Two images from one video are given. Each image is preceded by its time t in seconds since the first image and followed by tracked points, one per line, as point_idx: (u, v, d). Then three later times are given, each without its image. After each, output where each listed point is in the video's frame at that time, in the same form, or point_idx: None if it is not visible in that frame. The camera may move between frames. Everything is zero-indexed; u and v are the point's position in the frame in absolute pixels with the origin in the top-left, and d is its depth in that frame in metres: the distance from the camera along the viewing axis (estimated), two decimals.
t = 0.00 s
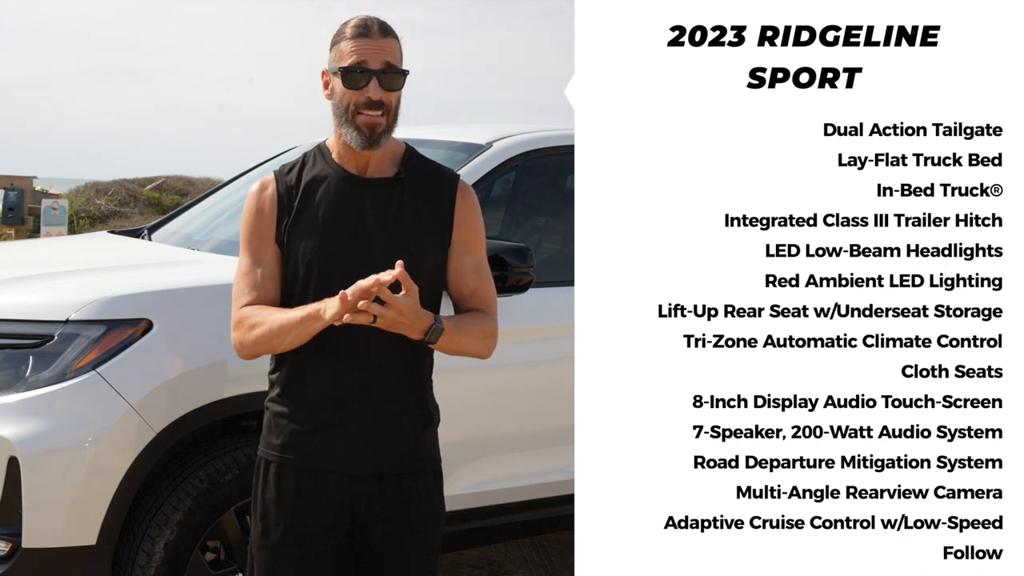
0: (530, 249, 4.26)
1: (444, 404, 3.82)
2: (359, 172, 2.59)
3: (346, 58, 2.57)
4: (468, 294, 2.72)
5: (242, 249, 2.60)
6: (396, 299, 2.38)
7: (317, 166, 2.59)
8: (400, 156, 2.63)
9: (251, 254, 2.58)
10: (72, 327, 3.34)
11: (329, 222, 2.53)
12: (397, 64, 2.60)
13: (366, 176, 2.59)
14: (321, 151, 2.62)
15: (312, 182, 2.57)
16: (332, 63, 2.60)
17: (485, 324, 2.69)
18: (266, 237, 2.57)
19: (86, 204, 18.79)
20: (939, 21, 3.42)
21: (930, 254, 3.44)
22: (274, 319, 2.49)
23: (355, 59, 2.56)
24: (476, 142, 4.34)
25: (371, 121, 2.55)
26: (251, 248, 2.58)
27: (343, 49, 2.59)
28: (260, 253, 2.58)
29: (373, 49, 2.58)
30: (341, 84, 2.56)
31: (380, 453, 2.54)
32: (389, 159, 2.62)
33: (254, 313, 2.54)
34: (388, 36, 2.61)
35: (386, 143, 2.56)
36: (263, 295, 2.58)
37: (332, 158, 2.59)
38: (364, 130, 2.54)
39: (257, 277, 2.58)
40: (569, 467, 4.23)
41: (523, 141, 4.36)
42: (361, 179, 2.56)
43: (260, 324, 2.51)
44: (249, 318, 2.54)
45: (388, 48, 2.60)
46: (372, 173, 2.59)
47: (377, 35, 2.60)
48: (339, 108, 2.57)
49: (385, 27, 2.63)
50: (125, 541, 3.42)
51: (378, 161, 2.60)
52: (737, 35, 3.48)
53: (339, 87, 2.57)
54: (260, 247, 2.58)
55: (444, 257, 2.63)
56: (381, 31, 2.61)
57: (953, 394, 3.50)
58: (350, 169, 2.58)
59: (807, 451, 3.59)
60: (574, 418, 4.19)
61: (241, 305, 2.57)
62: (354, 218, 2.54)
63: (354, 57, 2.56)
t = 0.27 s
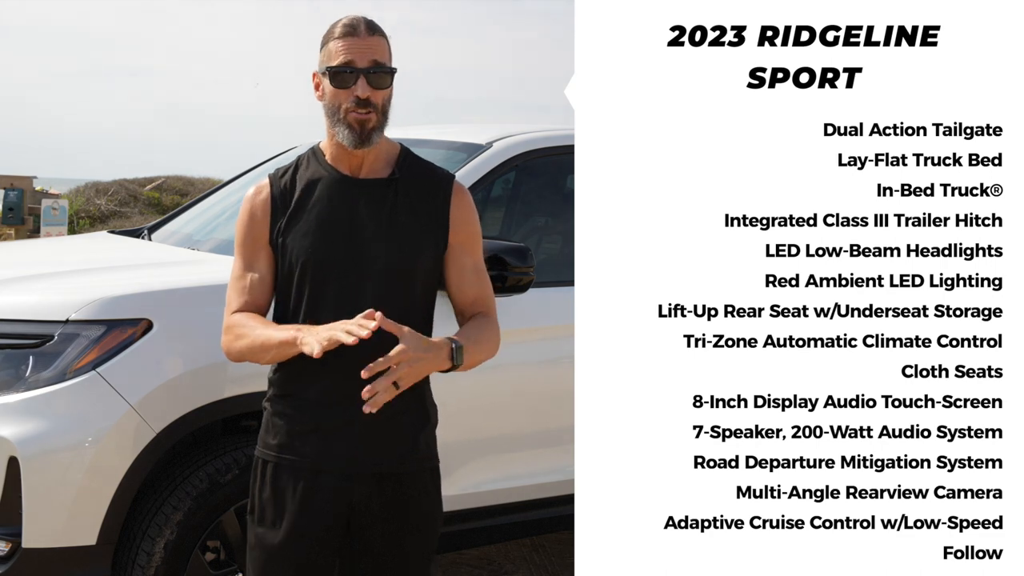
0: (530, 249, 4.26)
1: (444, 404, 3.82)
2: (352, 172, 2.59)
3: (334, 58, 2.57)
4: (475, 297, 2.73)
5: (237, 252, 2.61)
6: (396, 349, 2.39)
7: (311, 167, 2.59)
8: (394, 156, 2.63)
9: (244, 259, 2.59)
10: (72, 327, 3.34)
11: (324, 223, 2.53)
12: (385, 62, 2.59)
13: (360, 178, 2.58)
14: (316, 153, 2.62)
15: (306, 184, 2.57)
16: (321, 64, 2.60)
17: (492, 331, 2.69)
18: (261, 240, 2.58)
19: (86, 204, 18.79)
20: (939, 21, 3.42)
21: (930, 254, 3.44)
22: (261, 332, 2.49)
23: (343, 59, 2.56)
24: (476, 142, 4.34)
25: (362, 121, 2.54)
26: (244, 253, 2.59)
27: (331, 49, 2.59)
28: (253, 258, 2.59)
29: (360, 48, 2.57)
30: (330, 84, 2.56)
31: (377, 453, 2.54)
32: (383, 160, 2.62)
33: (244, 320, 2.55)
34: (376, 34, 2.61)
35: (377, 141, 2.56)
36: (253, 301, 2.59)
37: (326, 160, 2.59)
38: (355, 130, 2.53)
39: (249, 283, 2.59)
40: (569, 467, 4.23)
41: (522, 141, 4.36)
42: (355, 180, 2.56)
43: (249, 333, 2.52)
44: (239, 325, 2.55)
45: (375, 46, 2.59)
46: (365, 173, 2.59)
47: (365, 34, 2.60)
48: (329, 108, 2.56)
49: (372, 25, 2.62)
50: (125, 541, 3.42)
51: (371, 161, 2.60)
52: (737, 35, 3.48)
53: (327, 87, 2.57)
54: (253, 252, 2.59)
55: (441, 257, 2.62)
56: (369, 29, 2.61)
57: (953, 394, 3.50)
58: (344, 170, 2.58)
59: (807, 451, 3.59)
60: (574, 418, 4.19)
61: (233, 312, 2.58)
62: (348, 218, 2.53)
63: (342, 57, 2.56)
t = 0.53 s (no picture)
0: (530, 249, 4.26)
1: (444, 404, 3.82)
2: (352, 166, 2.58)
3: (336, 50, 2.58)
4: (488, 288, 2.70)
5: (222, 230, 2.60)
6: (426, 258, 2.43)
7: (311, 161, 2.58)
8: (395, 152, 2.63)
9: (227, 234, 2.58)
10: (72, 326, 3.34)
11: (323, 219, 2.52)
12: (386, 52, 2.60)
13: (358, 171, 2.58)
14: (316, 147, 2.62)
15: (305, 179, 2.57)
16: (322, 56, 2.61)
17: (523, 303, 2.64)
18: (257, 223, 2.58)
19: (86, 204, 18.79)
20: (939, 21, 3.42)
21: (930, 254, 3.44)
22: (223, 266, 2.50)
23: (344, 50, 2.57)
24: (476, 142, 4.34)
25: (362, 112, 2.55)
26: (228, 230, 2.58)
27: (333, 41, 2.61)
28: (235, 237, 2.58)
29: (361, 39, 2.59)
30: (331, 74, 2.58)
31: (377, 452, 2.54)
32: (382, 155, 2.61)
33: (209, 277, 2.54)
34: (377, 26, 2.62)
35: (378, 132, 2.56)
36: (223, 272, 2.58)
37: (327, 155, 2.59)
38: (355, 120, 2.54)
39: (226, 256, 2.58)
40: (569, 467, 4.23)
41: (522, 141, 4.36)
42: (355, 175, 2.56)
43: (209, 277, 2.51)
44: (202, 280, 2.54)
45: (376, 37, 2.60)
46: (365, 168, 2.59)
47: (366, 25, 2.61)
48: (331, 99, 2.57)
49: (374, 19, 2.64)
50: (125, 541, 3.42)
51: (372, 155, 2.59)
52: (737, 36, 3.49)
53: (329, 77, 2.58)
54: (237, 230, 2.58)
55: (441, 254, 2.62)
56: (371, 23, 2.62)
57: (953, 393, 3.50)
58: (344, 165, 2.58)
59: (807, 451, 3.59)
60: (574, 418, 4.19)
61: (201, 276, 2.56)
62: (347, 214, 2.53)
63: (343, 47, 2.58)
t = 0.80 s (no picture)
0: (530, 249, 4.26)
1: (444, 403, 3.82)
2: (354, 166, 2.60)
3: (346, 51, 2.58)
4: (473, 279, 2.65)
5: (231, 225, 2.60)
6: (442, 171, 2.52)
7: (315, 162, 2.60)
8: (397, 154, 2.65)
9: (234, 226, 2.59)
10: (72, 327, 3.34)
11: (324, 218, 2.52)
12: (396, 57, 2.59)
13: (361, 171, 2.59)
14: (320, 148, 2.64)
15: (308, 180, 2.58)
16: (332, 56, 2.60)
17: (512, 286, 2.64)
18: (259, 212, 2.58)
19: (86, 204, 18.79)
20: (939, 21, 3.42)
21: (930, 254, 3.44)
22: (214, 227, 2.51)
23: (354, 51, 2.56)
24: (476, 142, 4.34)
25: (367, 115, 2.54)
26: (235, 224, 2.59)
27: (344, 41, 2.60)
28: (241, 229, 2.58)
29: (372, 42, 2.57)
30: (339, 74, 2.57)
31: (378, 451, 2.54)
32: (384, 157, 2.63)
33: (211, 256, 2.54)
34: (389, 31, 2.61)
35: (381, 135, 2.56)
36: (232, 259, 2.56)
37: (330, 154, 2.60)
38: (360, 122, 2.54)
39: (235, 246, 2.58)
40: (569, 467, 4.23)
41: (522, 141, 4.36)
42: (357, 175, 2.56)
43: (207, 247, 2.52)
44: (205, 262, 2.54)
45: (387, 42, 2.59)
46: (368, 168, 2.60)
47: (378, 29, 2.60)
48: (337, 99, 2.57)
49: (387, 23, 2.63)
50: (125, 541, 3.42)
51: (375, 157, 2.62)
52: (737, 36, 3.49)
53: (337, 78, 2.58)
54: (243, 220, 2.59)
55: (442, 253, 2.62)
56: (383, 27, 2.61)
57: (953, 393, 3.51)
58: (347, 164, 2.60)
59: (807, 451, 3.59)
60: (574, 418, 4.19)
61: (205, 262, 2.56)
62: (348, 212, 2.53)
63: (353, 49, 2.57)
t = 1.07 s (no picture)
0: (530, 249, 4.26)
1: (445, 403, 3.82)
2: (356, 167, 2.59)
3: (350, 52, 2.57)
4: (473, 279, 2.65)
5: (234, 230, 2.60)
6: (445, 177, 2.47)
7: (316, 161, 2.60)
8: (398, 155, 2.64)
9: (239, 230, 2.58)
10: (72, 326, 3.34)
11: (324, 217, 2.52)
12: (400, 59, 2.59)
13: (363, 172, 2.59)
14: (321, 149, 2.63)
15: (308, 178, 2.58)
16: (336, 57, 2.60)
17: (512, 286, 2.65)
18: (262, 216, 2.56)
19: (86, 204, 18.78)
20: (939, 22, 3.43)
21: (930, 254, 3.44)
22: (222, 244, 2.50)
23: (359, 53, 2.56)
24: (476, 142, 4.35)
25: (370, 116, 2.54)
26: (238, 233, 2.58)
27: (348, 42, 2.59)
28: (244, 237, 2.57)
29: (377, 43, 2.57)
30: (344, 75, 2.56)
31: (378, 451, 2.54)
32: (387, 157, 2.63)
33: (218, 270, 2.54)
34: (393, 33, 2.61)
35: (384, 137, 2.56)
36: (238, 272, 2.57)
37: (331, 155, 2.60)
38: (363, 123, 2.53)
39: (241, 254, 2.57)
40: (569, 467, 4.23)
41: (523, 141, 4.36)
42: (358, 175, 2.57)
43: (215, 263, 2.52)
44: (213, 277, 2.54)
45: (392, 44, 2.59)
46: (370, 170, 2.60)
47: (383, 30, 2.60)
48: (340, 100, 2.57)
49: (391, 25, 2.63)
50: (125, 541, 3.42)
51: (376, 157, 2.61)
52: (737, 35, 3.49)
53: (341, 79, 2.57)
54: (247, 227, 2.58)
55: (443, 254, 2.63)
56: (387, 28, 2.61)
57: (953, 394, 3.51)
58: (349, 165, 2.59)
59: (806, 451, 3.60)
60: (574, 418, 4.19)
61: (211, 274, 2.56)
62: (349, 212, 2.53)
63: (358, 50, 2.56)
